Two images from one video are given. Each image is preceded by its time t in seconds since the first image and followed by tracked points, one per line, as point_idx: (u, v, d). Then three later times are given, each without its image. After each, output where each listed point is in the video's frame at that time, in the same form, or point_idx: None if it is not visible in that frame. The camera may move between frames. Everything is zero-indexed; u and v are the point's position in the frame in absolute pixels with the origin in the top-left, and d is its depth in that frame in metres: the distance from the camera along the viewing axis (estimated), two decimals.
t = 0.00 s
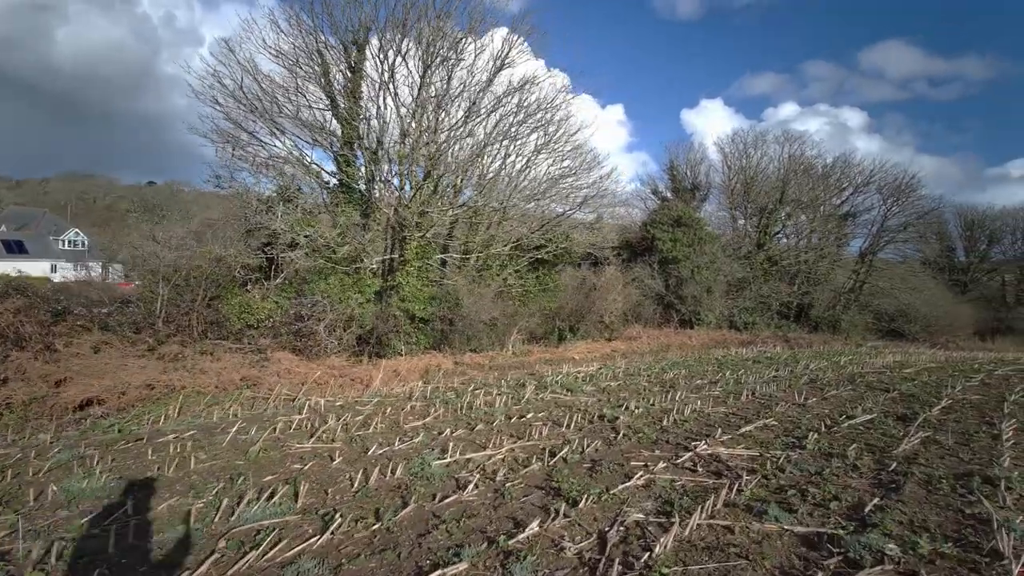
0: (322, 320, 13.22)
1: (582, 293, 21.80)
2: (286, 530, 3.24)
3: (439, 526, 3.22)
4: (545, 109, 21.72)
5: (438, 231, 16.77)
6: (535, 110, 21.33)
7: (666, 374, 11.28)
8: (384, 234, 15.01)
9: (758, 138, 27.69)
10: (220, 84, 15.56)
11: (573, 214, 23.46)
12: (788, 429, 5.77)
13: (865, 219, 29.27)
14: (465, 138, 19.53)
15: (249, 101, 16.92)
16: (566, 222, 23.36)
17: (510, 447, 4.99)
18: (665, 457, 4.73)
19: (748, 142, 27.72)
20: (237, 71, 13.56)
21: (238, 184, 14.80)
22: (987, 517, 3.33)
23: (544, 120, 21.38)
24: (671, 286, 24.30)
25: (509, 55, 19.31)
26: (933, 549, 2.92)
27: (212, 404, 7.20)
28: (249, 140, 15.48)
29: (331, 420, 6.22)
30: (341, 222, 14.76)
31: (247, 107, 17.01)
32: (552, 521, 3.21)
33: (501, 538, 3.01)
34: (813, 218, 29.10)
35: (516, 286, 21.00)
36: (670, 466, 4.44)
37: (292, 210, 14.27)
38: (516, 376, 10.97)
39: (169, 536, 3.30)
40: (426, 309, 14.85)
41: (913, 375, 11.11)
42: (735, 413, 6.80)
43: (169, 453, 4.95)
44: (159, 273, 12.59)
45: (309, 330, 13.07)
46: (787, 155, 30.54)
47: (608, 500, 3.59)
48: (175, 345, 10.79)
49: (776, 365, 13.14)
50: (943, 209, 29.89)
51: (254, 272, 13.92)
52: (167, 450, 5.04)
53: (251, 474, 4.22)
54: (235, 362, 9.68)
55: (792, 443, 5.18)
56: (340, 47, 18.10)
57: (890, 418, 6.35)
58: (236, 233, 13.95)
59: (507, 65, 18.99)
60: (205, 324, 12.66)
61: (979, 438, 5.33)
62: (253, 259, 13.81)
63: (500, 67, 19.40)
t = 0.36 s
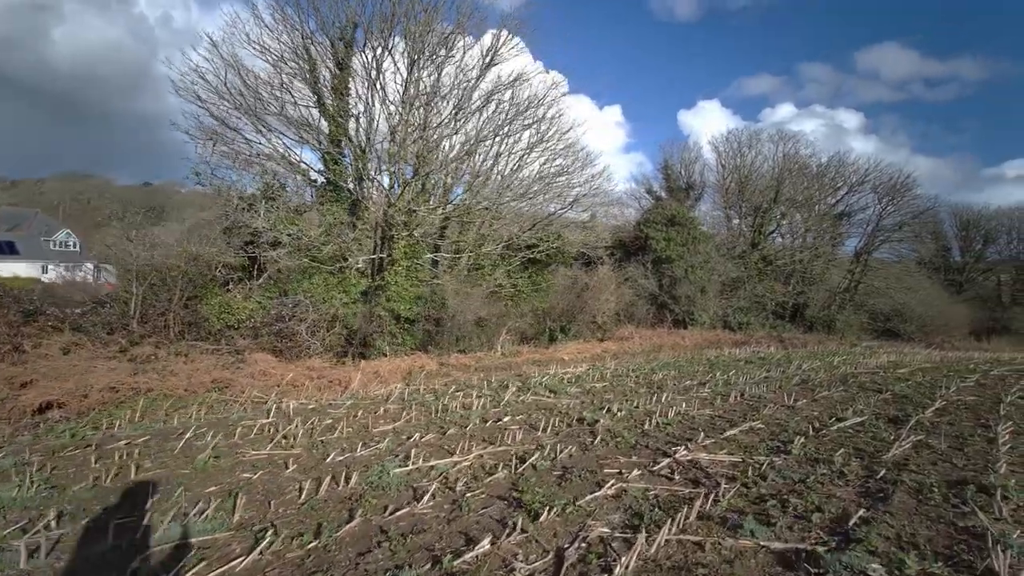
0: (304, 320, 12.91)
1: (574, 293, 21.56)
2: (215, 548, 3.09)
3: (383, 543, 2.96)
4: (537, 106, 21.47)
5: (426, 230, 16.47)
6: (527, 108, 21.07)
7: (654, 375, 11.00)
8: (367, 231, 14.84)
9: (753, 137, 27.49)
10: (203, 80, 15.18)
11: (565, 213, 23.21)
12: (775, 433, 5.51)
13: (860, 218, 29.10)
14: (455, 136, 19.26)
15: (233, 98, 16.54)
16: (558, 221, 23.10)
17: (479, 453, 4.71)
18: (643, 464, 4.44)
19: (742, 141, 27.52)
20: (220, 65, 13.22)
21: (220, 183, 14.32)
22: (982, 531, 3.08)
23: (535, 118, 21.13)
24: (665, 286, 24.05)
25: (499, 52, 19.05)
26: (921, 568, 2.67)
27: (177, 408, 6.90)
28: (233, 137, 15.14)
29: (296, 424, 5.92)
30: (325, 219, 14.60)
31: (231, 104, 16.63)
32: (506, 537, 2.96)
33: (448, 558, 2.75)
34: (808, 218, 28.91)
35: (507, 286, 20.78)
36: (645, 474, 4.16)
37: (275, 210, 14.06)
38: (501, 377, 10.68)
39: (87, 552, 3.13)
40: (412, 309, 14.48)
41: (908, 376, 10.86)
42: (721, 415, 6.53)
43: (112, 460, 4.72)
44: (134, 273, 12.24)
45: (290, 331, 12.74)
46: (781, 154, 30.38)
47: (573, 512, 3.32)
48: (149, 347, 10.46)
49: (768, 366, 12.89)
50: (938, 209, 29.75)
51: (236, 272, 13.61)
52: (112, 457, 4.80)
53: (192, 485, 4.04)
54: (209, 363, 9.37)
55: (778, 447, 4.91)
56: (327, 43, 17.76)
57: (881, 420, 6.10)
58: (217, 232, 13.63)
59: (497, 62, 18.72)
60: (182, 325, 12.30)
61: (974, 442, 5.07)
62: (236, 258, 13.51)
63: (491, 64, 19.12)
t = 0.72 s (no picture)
0: (286, 325, 12.61)
1: (567, 296, 21.29)
2: None
3: None
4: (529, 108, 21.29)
5: (415, 232, 16.22)
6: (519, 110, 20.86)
7: (644, 380, 10.72)
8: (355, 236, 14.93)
9: (748, 139, 27.31)
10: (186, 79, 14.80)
11: (559, 216, 22.97)
12: (762, 444, 5.24)
13: (857, 221, 28.91)
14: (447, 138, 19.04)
15: (219, 98, 16.21)
16: (551, 224, 22.87)
17: (444, 468, 4.41)
18: (617, 480, 4.15)
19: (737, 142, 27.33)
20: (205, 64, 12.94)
21: (204, 184, 13.84)
22: (976, 560, 2.82)
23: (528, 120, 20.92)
24: (660, 289, 23.79)
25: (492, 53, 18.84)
26: None
27: (141, 418, 6.64)
28: (219, 139, 14.84)
29: (258, 435, 5.63)
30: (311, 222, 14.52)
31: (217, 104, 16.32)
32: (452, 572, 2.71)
33: None
34: (804, 220, 28.68)
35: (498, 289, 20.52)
36: (618, 491, 3.88)
37: (258, 210, 13.80)
38: (487, 383, 10.41)
39: None
40: (397, 313, 14.07)
41: (904, 380, 10.61)
42: (707, 425, 6.26)
43: (55, 475, 4.53)
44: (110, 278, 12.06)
45: (271, 336, 12.44)
46: (777, 156, 30.23)
47: (531, 540, 3.06)
48: (123, 353, 10.21)
49: (761, 370, 12.64)
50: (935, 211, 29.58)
51: (219, 275, 13.32)
52: (55, 471, 4.61)
53: (128, 503, 3.87)
54: (183, 370, 9.11)
55: (762, 461, 4.64)
56: (315, 43, 17.46)
57: (873, 430, 5.82)
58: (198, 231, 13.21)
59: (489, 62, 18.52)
60: (159, 330, 12.12)
61: (971, 454, 4.80)
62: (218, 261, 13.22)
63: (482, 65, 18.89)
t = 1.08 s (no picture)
0: (267, 326, 12.22)
1: (560, 297, 20.99)
2: None
3: None
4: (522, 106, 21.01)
5: (405, 232, 15.97)
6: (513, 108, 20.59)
7: (634, 382, 10.43)
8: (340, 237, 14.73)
9: (744, 138, 27.07)
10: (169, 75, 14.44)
11: (552, 215, 22.71)
12: (751, 451, 4.95)
13: (854, 221, 28.69)
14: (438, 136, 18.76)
15: (204, 95, 15.86)
16: (544, 223, 22.61)
17: (409, 478, 4.11)
18: (592, 491, 3.86)
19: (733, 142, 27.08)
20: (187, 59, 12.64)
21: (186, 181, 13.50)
22: None
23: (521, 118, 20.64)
24: (655, 290, 23.50)
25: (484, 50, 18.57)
26: None
27: (103, 423, 6.36)
28: (204, 136, 14.46)
29: (219, 441, 5.34)
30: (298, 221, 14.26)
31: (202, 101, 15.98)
32: None
33: None
34: (801, 220, 28.43)
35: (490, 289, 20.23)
36: (592, 503, 3.59)
37: (241, 207, 13.55)
38: (473, 385, 10.11)
39: None
40: (383, 313, 13.73)
41: (900, 382, 10.34)
42: (695, 429, 5.98)
43: None
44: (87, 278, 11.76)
45: (252, 337, 11.93)
46: (773, 156, 30.01)
47: (490, 563, 2.79)
48: (96, 355, 9.91)
49: (755, 372, 12.37)
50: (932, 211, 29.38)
51: (202, 275, 12.92)
52: None
53: (63, 519, 3.67)
54: (155, 373, 8.82)
55: (749, 469, 4.35)
56: (303, 39, 17.12)
57: (869, 435, 5.54)
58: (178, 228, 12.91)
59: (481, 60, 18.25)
60: (136, 331, 11.76)
61: (972, 462, 4.52)
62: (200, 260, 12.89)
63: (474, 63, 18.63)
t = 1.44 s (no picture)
0: (245, 326, 11.62)
1: (552, 296, 20.69)
2: None
3: None
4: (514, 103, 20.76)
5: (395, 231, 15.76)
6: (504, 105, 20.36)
7: (623, 383, 10.16)
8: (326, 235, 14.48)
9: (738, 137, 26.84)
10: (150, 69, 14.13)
11: (544, 214, 22.46)
12: (735, 455, 4.69)
13: (849, 220, 28.52)
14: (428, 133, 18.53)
15: (186, 91, 15.50)
16: (537, 222, 22.35)
17: (366, 485, 3.83)
18: (561, 500, 3.59)
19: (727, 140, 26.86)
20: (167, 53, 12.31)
21: (167, 179, 13.15)
22: None
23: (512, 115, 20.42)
24: (648, 289, 23.23)
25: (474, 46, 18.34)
26: None
27: (59, 429, 6.09)
28: (186, 133, 14.24)
29: (174, 446, 5.08)
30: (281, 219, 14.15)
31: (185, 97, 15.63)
32: None
33: None
34: (796, 219, 28.23)
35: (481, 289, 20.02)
36: (558, 515, 3.33)
37: (222, 204, 13.27)
38: (457, 386, 9.81)
39: None
40: (368, 313, 13.38)
41: (895, 382, 10.11)
42: (680, 432, 5.72)
43: None
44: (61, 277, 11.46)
45: (230, 336, 11.48)
46: (768, 155, 29.82)
47: None
48: (66, 355, 9.61)
49: (748, 372, 12.13)
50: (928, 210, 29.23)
51: (183, 273, 12.69)
52: None
53: None
54: (124, 374, 8.53)
55: (732, 475, 4.09)
56: (288, 35, 16.79)
57: (861, 438, 5.29)
58: (157, 225, 12.76)
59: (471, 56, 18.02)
60: (111, 330, 11.44)
61: (969, 467, 4.26)
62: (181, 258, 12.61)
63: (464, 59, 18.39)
